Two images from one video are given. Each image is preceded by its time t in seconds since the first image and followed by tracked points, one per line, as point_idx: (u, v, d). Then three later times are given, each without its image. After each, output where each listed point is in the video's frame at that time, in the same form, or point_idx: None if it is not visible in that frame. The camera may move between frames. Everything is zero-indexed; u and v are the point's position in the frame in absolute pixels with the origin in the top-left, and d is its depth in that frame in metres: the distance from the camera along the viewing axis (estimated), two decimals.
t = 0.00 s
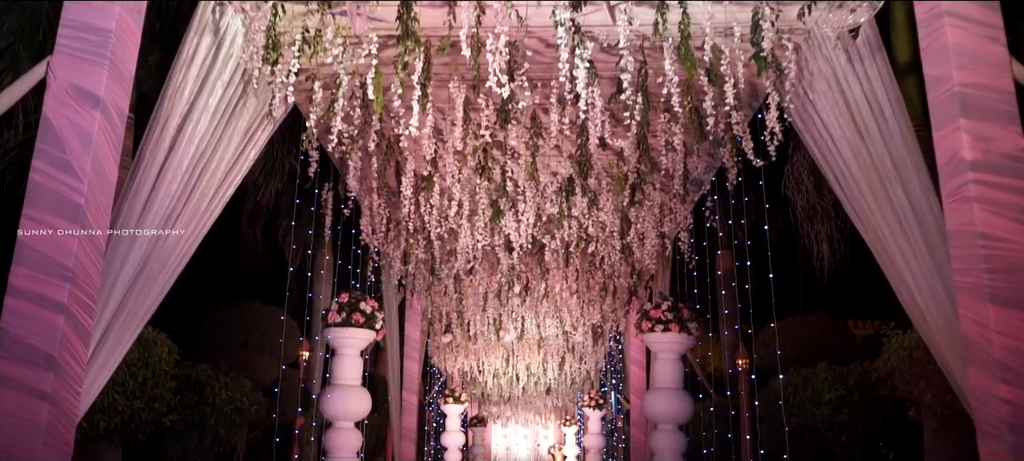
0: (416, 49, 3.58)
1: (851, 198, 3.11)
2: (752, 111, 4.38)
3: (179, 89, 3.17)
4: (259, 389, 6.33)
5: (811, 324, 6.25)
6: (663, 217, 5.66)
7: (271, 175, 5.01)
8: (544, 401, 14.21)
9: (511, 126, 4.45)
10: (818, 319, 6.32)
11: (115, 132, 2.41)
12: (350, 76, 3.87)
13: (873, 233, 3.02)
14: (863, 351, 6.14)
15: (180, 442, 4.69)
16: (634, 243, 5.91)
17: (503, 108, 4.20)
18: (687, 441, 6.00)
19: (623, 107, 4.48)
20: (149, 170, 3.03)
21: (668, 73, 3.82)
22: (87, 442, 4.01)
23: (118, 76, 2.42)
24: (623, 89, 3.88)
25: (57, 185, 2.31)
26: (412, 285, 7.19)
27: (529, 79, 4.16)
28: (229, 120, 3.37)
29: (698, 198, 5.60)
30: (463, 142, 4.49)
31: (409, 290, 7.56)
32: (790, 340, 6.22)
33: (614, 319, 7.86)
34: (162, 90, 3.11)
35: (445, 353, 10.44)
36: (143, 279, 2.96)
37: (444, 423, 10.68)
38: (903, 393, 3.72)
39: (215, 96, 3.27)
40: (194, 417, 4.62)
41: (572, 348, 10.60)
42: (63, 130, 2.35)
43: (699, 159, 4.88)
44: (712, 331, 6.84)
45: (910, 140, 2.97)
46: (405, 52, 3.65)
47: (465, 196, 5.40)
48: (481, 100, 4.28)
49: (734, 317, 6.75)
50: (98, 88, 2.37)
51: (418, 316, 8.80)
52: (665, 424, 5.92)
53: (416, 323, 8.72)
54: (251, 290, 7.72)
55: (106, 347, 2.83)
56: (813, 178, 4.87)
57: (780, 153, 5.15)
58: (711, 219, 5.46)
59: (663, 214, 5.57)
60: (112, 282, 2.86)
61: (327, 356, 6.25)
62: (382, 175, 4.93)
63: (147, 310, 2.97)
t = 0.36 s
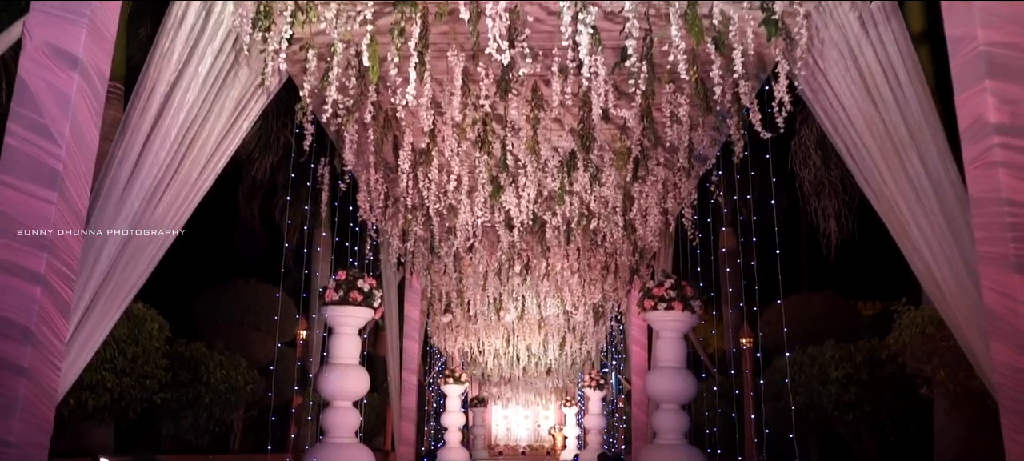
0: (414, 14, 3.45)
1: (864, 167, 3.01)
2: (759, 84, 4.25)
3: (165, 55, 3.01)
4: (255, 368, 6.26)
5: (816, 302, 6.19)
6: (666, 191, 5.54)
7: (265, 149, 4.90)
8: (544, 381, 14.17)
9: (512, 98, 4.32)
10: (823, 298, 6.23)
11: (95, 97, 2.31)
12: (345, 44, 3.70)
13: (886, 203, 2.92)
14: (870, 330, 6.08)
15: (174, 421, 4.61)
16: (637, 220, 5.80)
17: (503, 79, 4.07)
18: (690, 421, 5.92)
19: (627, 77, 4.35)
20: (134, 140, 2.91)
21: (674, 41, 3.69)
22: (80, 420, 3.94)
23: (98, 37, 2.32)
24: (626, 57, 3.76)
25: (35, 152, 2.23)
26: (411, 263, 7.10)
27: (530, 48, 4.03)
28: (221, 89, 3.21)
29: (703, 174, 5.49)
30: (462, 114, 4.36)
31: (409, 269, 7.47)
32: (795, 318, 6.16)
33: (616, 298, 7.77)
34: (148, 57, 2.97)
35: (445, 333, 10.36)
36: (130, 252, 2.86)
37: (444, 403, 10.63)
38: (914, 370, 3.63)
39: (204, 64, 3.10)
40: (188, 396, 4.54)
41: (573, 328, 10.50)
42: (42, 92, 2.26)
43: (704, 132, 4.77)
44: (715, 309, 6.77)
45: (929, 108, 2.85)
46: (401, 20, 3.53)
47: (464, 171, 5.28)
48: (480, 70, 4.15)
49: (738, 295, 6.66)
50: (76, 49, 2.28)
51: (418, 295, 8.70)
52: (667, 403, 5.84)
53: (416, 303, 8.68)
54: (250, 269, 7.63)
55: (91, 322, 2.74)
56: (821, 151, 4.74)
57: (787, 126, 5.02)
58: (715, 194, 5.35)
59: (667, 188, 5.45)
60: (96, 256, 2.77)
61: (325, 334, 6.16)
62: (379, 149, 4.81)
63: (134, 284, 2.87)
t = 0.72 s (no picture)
0: None
1: (877, 137, 2.89)
2: (767, 54, 4.13)
3: (150, 19, 2.88)
4: (251, 346, 6.17)
5: (820, 279, 6.12)
6: (670, 167, 5.42)
7: (258, 123, 4.80)
8: (545, 361, 14.08)
9: (512, 67, 4.17)
10: (828, 275, 6.15)
11: (70, 54, 2.54)
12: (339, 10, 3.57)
13: (900, 174, 2.81)
14: (880, 305, 5.95)
15: (167, 399, 4.51)
16: (639, 196, 5.69)
17: (503, 48, 3.93)
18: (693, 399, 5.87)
19: (631, 46, 4.21)
20: (118, 108, 2.80)
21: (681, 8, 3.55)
22: (67, 399, 3.83)
23: None
24: (631, 23, 3.62)
25: (8, 107, 2.43)
26: (410, 241, 6.98)
27: (532, 16, 3.87)
28: (211, 58, 3.06)
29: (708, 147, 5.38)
30: (461, 84, 4.23)
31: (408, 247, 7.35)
32: (800, 295, 6.08)
33: (617, 277, 7.66)
34: (132, 20, 2.86)
35: (444, 312, 10.24)
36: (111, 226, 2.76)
37: (444, 383, 10.54)
38: (927, 349, 3.52)
39: (192, 29, 2.96)
40: (181, 374, 4.44)
41: (573, 308, 10.40)
42: (16, 54, 2.46)
43: (710, 104, 4.65)
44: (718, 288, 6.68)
45: (949, 76, 2.72)
46: None
47: (463, 144, 5.15)
48: (480, 38, 4.01)
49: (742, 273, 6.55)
50: (53, 10, 2.50)
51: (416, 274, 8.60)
52: (669, 382, 5.78)
53: (415, 282, 8.79)
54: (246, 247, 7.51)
55: (71, 298, 2.65)
56: (829, 123, 4.62)
57: (794, 98, 4.90)
58: (720, 168, 5.24)
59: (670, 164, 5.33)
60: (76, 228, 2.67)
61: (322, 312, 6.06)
62: (375, 122, 4.68)
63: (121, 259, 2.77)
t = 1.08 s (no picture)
0: None
1: (893, 102, 2.75)
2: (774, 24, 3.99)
3: None
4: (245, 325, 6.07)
5: (826, 257, 6.01)
6: (673, 143, 5.29)
7: (249, 96, 4.69)
8: (545, 341, 14.02)
9: (512, 37, 4.03)
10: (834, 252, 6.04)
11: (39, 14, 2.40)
12: None
13: (915, 141, 2.70)
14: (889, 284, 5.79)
15: (159, 378, 4.42)
16: (641, 172, 5.56)
17: (502, 15, 3.79)
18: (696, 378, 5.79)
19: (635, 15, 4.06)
20: (99, 77, 2.66)
21: None
22: (54, 378, 3.74)
23: None
24: None
25: None
26: (409, 218, 6.86)
27: None
28: (199, 25, 2.87)
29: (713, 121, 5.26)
30: (458, 54, 4.09)
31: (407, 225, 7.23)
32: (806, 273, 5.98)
33: (618, 257, 7.53)
34: None
35: (444, 291, 10.12)
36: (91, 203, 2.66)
37: (443, 363, 10.47)
38: (940, 326, 3.41)
39: None
40: (173, 352, 4.34)
41: (574, 287, 10.30)
42: None
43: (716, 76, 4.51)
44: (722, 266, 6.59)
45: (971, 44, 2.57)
46: None
47: (461, 117, 5.02)
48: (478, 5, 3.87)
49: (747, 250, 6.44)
50: None
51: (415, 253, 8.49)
52: (671, 361, 5.68)
53: (414, 260, 8.90)
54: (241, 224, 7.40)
55: (46, 275, 2.56)
56: (837, 96, 4.50)
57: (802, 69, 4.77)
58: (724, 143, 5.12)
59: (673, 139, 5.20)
60: (53, 204, 2.57)
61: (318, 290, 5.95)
62: (370, 94, 4.55)
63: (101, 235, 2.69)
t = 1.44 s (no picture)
0: None
1: (912, 73, 2.53)
2: None
3: None
4: (240, 303, 5.97)
5: (831, 235, 5.91)
6: (677, 118, 5.15)
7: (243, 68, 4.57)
8: (545, 322, 13.95)
9: (513, 8, 3.88)
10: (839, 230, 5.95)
11: None
12: None
13: (933, 113, 2.53)
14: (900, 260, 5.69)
15: (151, 359, 4.32)
16: (644, 148, 5.44)
17: None
18: (699, 358, 5.69)
19: None
20: (75, 47, 2.51)
21: None
22: (40, 359, 3.63)
23: None
24: None
25: None
26: (407, 196, 6.74)
27: None
28: None
29: (718, 96, 5.13)
30: (457, 24, 3.94)
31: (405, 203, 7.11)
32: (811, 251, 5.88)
33: (620, 237, 7.41)
34: None
35: (443, 271, 10.01)
36: (65, 179, 2.55)
37: (443, 344, 10.39)
38: (953, 303, 3.32)
39: None
40: (165, 331, 4.24)
41: (574, 268, 10.20)
42: None
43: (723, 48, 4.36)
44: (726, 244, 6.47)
45: (996, 13, 2.42)
46: None
47: (460, 91, 4.88)
48: None
49: (751, 229, 6.32)
50: None
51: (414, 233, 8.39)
52: (673, 341, 5.59)
53: (413, 240, 8.81)
54: (236, 202, 7.28)
55: (20, 252, 2.49)
56: (846, 69, 4.37)
57: (811, 41, 4.64)
58: (730, 117, 4.99)
59: (677, 114, 5.07)
60: (26, 179, 2.48)
61: (313, 269, 5.84)
62: (366, 66, 4.40)
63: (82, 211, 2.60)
